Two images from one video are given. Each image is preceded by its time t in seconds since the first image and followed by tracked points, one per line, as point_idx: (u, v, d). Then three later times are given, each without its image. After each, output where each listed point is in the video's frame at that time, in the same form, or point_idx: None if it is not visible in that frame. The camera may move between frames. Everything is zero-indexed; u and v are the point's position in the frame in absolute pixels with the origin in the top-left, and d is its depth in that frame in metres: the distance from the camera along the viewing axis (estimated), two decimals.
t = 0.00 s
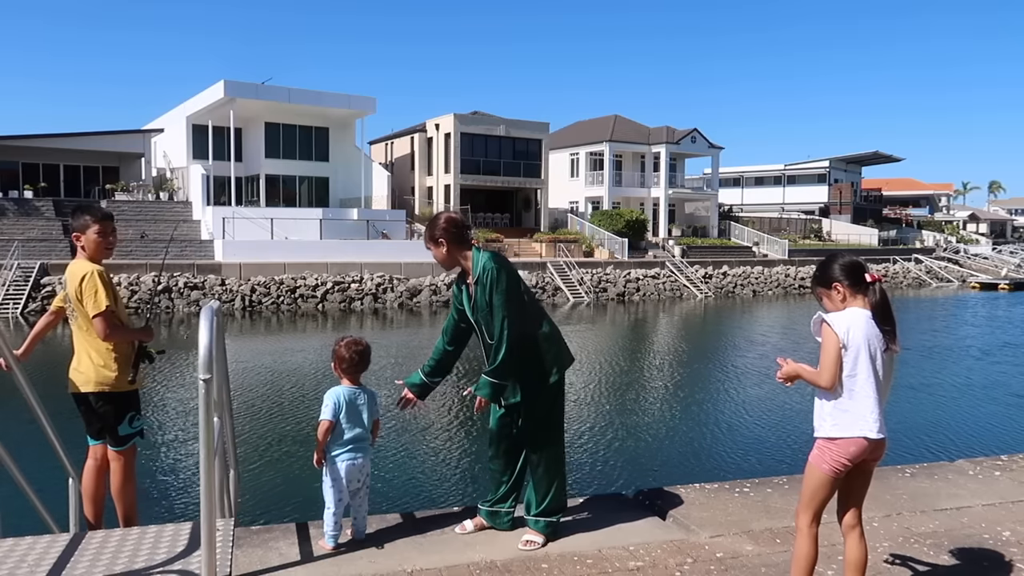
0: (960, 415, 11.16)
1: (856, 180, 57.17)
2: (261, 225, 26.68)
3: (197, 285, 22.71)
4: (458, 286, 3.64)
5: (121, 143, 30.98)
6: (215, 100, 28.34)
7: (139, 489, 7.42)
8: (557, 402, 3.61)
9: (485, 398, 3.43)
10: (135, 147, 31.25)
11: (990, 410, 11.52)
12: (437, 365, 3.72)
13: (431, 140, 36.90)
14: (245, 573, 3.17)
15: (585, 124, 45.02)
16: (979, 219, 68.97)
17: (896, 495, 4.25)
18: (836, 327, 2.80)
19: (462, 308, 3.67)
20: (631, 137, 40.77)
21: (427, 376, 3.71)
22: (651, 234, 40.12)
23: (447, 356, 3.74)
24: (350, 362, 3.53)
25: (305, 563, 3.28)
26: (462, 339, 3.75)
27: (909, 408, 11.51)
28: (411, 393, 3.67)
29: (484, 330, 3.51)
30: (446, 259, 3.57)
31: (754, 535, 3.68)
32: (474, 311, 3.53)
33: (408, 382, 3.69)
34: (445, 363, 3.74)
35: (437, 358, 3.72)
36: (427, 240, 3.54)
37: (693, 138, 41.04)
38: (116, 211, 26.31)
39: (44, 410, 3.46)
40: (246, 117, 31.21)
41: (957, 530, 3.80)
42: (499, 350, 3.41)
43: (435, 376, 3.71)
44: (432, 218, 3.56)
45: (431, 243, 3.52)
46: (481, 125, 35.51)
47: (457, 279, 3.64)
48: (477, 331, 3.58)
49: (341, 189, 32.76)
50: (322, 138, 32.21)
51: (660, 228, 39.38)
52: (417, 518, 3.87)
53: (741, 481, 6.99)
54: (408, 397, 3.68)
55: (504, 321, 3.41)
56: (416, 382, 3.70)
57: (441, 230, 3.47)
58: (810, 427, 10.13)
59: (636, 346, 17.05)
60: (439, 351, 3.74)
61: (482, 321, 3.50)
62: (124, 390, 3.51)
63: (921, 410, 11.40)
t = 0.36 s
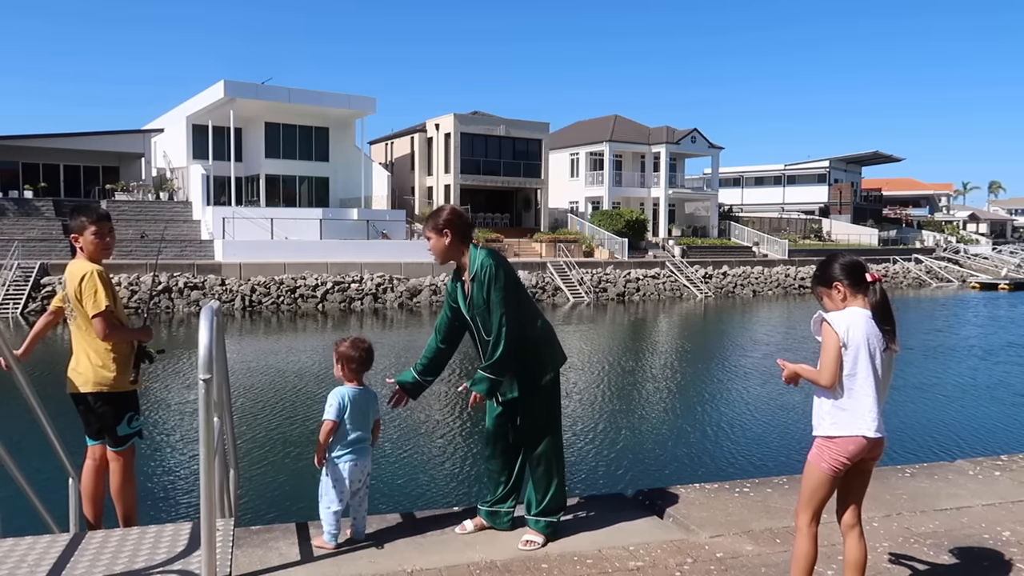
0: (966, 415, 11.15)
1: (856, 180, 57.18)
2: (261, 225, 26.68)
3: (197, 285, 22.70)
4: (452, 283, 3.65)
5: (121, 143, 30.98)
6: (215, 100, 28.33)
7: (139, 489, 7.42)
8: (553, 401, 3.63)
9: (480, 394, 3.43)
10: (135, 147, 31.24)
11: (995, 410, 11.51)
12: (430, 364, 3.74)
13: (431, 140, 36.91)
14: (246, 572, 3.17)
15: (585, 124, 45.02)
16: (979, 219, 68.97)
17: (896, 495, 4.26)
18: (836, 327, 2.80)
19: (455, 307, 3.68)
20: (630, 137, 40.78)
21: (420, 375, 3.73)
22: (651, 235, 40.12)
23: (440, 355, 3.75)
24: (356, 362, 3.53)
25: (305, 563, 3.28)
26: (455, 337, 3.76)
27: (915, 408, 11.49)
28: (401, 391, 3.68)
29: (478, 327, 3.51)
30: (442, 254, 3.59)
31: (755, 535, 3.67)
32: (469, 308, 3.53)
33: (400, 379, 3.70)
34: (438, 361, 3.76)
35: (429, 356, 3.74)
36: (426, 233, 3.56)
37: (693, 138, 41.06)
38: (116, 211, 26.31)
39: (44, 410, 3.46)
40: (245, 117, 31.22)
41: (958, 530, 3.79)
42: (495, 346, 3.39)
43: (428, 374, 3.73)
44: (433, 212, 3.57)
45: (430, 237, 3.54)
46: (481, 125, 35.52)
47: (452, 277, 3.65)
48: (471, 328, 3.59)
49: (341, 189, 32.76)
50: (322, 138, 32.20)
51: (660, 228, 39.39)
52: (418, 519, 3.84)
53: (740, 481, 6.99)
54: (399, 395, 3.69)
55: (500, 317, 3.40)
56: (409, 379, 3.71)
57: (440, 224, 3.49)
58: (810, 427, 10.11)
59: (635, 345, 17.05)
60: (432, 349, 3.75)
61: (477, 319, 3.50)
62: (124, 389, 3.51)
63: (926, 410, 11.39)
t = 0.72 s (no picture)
0: (971, 415, 11.15)
1: (856, 180, 57.18)
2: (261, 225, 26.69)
3: (196, 285, 22.69)
4: (456, 272, 3.69)
5: (121, 143, 30.96)
6: (215, 100, 28.33)
7: (139, 490, 7.42)
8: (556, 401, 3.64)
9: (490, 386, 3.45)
10: (135, 147, 31.23)
11: (1000, 411, 11.51)
12: (431, 355, 3.72)
13: (431, 140, 36.92)
14: (246, 573, 3.17)
15: (585, 124, 45.03)
16: (979, 219, 68.98)
17: (896, 495, 4.25)
18: (835, 326, 2.79)
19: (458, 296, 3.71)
20: (631, 137, 40.78)
21: (420, 366, 3.71)
22: (651, 234, 40.11)
23: (440, 346, 3.75)
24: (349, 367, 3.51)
25: (305, 563, 3.28)
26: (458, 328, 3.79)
27: (921, 408, 11.48)
28: (403, 381, 3.66)
29: (487, 317, 3.55)
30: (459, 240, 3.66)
31: (755, 535, 3.68)
32: (477, 297, 3.56)
33: (401, 369, 3.68)
34: (438, 353, 3.74)
35: (430, 348, 3.73)
36: (446, 216, 3.63)
37: (693, 138, 41.07)
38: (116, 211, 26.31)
39: (44, 410, 3.46)
40: (246, 117, 31.22)
41: (958, 530, 3.79)
42: (510, 340, 3.41)
43: (428, 366, 3.72)
44: (452, 197, 3.65)
45: (452, 220, 3.60)
46: (481, 125, 35.52)
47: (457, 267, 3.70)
48: (477, 317, 3.61)
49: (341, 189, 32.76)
50: (322, 138, 32.20)
51: (660, 228, 39.38)
52: (417, 520, 3.83)
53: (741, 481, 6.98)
54: (400, 386, 3.67)
55: (516, 309, 3.45)
56: (409, 370, 3.69)
57: (463, 208, 3.57)
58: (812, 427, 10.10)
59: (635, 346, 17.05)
60: (433, 340, 3.73)
61: (484, 309, 3.54)
62: (124, 389, 3.51)
63: (931, 410, 11.40)
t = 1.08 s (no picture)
0: (974, 415, 11.13)
1: (856, 180, 57.17)
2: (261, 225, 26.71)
3: (197, 285, 22.69)
4: (471, 265, 3.71)
5: (121, 143, 30.95)
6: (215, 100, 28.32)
7: (140, 490, 7.42)
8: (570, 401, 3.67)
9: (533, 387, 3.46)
10: (135, 147, 31.23)
11: (1004, 411, 11.49)
12: (444, 350, 3.70)
13: (431, 140, 36.92)
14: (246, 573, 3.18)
15: (585, 124, 45.02)
16: (978, 219, 68.97)
17: (896, 495, 4.25)
18: (796, 329, 2.98)
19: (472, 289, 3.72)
20: (631, 137, 40.78)
21: (435, 362, 3.69)
22: (651, 234, 40.10)
23: (452, 341, 3.74)
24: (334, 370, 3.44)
25: (305, 564, 3.28)
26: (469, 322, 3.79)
27: (924, 408, 11.47)
28: (419, 378, 3.65)
29: (505, 312, 3.57)
30: (479, 234, 3.70)
31: (755, 535, 3.67)
32: (494, 291, 3.58)
33: (417, 366, 3.67)
34: (451, 349, 3.72)
35: (443, 342, 3.71)
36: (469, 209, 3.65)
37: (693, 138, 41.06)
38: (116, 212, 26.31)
39: (44, 410, 3.46)
40: (246, 117, 31.22)
41: (958, 530, 3.80)
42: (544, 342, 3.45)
43: (443, 362, 3.70)
44: (474, 190, 3.67)
45: (475, 212, 3.62)
46: (481, 125, 35.53)
47: (472, 259, 3.72)
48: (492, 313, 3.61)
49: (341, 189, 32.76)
50: (322, 138, 32.19)
51: (660, 228, 39.37)
52: (417, 521, 3.82)
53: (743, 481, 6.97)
54: (417, 383, 3.66)
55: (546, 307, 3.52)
56: (424, 367, 3.68)
57: (487, 202, 3.60)
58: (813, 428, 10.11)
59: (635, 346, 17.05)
60: (446, 335, 3.72)
61: (503, 303, 3.57)
62: (123, 390, 3.51)
63: (934, 410, 11.39)
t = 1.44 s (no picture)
0: (976, 415, 11.14)
1: (856, 180, 57.19)
2: (261, 225, 26.72)
3: (196, 285, 22.69)
4: (482, 263, 3.71)
5: (121, 143, 30.95)
6: (215, 100, 28.32)
7: (141, 489, 7.44)
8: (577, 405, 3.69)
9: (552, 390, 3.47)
10: (135, 147, 31.22)
11: (1005, 410, 11.51)
12: (450, 348, 3.69)
13: (431, 140, 36.93)
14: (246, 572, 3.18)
15: (585, 124, 45.02)
16: (978, 219, 68.98)
17: (896, 495, 4.26)
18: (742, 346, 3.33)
19: (482, 287, 3.71)
20: (631, 137, 40.78)
21: (440, 359, 3.68)
22: (651, 234, 40.09)
23: (458, 339, 3.73)
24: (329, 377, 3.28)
25: (306, 563, 3.27)
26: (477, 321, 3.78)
27: (925, 408, 11.48)
28: (423, 375, 3.63)
29: (515, 312, 3.57)
30: (494, 233, 3.69)
31: (754, 535, 3.67)
32: (505, 290, 3.58)
33: (422, 363, 3.64)
34: (457, 347, 3.71)
35: (450, 340, 3.70)
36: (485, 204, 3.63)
37: (693, 138, 41.08)
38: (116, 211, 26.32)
39: (44, 410, 3.46)
40: (246, 117, 31.22)
41: (957, 530, 3.80)
42: (560, 345, 3.48)
43: (448, 359, 3.69)
44: (490, 186, 3.65)
45: (491, 207, 3.60)
46: (481, 125, 35.53)
47: (483, 257, 3.72)
48: (502, 312, 3.61)
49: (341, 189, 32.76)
50: (322, 138, 32.20)
51: (660, 228, 39.36)
52: (418, 519, 3.83)
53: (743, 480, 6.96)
54: (421, 379, 3.64)
55: (561, 310, 3.55)
56: (429, 364, 3.67)
57: (504, 199, 3.57)
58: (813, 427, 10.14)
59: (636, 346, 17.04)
60: (453, 332, 3.71)
61: (515, 304, 3.57)
62: (124, 389, 3.52)
63: (937, 410, 11.40)
